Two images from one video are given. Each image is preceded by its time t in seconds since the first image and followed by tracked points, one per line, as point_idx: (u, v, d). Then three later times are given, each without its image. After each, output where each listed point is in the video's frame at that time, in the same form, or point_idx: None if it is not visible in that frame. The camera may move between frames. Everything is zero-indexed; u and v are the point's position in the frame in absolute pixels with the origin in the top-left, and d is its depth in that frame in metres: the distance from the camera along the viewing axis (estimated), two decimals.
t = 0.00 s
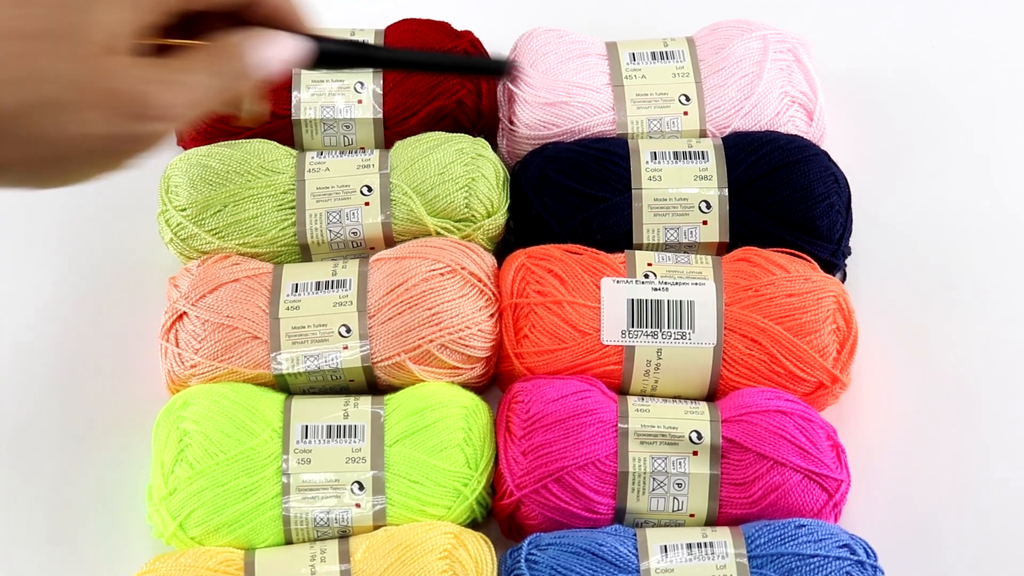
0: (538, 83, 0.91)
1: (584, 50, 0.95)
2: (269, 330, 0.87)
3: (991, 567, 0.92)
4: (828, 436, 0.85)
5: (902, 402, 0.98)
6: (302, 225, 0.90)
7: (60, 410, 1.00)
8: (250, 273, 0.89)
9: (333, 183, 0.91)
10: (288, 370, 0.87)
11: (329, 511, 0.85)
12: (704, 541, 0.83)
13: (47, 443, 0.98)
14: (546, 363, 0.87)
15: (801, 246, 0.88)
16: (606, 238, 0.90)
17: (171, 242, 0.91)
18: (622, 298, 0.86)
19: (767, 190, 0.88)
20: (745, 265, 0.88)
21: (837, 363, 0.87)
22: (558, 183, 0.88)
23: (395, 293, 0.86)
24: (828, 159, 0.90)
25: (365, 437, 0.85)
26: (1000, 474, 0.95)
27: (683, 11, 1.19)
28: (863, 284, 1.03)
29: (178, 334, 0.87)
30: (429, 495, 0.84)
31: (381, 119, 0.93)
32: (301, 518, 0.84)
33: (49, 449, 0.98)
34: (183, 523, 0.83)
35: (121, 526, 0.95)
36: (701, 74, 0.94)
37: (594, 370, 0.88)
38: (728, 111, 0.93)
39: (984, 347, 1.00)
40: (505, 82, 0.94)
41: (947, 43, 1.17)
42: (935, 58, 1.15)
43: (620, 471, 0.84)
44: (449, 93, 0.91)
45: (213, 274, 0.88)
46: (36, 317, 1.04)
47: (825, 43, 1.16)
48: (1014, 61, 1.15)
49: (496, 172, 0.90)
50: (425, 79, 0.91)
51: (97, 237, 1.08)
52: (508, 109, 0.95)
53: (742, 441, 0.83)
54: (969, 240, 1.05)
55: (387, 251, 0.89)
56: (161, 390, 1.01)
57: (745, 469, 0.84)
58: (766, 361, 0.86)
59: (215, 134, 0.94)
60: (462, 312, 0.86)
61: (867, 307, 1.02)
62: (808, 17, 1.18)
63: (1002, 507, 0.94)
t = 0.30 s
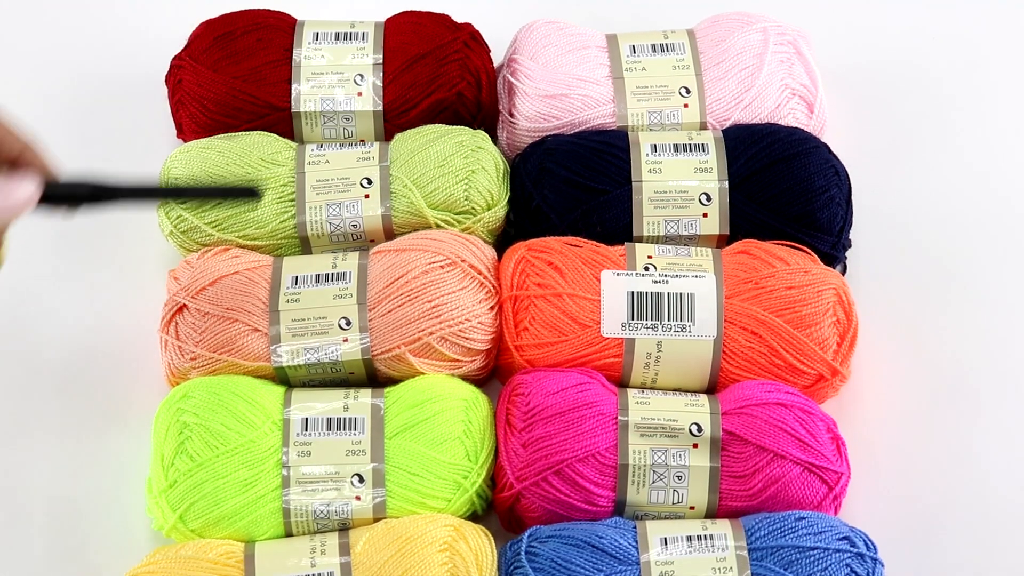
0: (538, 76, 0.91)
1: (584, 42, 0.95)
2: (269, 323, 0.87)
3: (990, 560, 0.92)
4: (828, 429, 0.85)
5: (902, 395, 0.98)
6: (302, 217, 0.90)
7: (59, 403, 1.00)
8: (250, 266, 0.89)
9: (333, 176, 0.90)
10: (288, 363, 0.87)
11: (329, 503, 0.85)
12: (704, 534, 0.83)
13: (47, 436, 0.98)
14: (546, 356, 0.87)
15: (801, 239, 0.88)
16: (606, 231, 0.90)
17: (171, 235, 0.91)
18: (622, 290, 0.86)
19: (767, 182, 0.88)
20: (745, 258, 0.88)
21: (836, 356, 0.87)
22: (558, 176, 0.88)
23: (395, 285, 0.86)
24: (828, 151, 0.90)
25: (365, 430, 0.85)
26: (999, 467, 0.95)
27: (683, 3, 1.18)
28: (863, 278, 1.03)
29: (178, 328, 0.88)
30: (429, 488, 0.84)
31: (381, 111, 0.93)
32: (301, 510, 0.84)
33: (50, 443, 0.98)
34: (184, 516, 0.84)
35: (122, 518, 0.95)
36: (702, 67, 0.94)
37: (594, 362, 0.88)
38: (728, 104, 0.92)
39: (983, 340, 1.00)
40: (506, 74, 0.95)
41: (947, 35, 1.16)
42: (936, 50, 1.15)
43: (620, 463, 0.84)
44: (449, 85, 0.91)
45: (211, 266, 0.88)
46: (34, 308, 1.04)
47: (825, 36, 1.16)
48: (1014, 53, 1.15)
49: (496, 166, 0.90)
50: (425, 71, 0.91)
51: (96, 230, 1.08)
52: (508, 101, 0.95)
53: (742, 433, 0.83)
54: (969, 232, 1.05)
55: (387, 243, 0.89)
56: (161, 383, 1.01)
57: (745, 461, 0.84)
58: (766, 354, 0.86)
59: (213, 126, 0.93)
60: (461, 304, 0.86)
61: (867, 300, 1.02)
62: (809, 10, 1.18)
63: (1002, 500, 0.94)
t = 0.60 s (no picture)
0: (538, 69, 0.91)
1: (584, 35, 0.95)
2: (269, 317, 0.87)
3: (991, 553, 0.92)
4: (828, 422, 0.85)
5: (902, 389, 0.98)
6: (302, 210, 0.90)
7: (59, 397, 1.00)
8: (250, 259, 0.89)
9: (333, 169, 0.90)
10: (288, 356, 0.87)
11: (329, 496, 0.85)
12: (704, 526, 0.83)
13: (47, 430, 0.98)
14: (546, 349, 0.87)
15: (801, 232, 0.88)
16: (606, 224, 0.90)
17: (171, 228, 0.91)
18: (622, 284, 0.86)
19: (767, 175, 0.88)
20: (745, 251, 0.87)
21: (836, 349, 0.87)
22: (558, 169, 0.88)
23: (395, 279, 0.86)
24: (828, 144, 0.90)
25: (365, 423, 0.86)
26: (999, 460, 0.95)
27: None
28: (864, 271, 1.03)
29: (179, 321, 0.89)
30: (429, 481, 0.84)
31: (381, 104, 0.93)
32: (301, 503, 0.85)
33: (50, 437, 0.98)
34: (184, 508, 0.84)
35: (123, 512, 0.95)
36: (702, 60, 0.94)
37: (594, 355, 0.88)
38: (728, 96, 0.92)
39: (983, 333, 1.00)
40: (506, 67, 0.95)
41: (948, 28, 1.16)
42: (936, 43, 1.15)
43: (620, 456, 0.84)
44: (449, 78, 0.90)
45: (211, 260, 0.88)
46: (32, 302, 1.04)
47: (825, 29, 1.16)
48: (1014, 46, 1.15)
49: (496, 159, 0.90)
50: (425, 64, 0.91)
51: (96, 223, 1.08)
52: (508, 94, 0.95)
53: (742, 426, 0.83)
54: (969, 226, 1.05)
55: (386, 236, 0.89)
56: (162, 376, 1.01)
57: (745, 454, 0.84)
58: (766, 347, 0.86)
59: (213, 119, 0.93)
60: (462, 297, 0.86)
61: (867, 294, 1.02)
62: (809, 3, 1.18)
63: (1001, 493, 0.94)
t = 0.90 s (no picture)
0: (537, 62, 0.91)
1: (584, 29, 0.95)
2: (269, 310, 0.87)
3: (991, 546, 0.92)
4: (828, 416, 0.85)
5: (902, 383, 0.97)
6: (302, 204, 0.90)
7: (59, 390, 1.00)
8: (250, 253, 0.89)
9: (333, 163, 0.90)
10: (288, 350, 0.87)
11: (329, 490, 0.85)
12: (704, 520, 0.83)
13: (47, 423, 0.98)
14: (546, 343, 0.87)
15: (801, 225, 0.88)
16: (606, 217, 0.90)
17: (171, 222, 0.91)
18: (622, 277, 0.86)
19: (767, 169, 0.88)
20: (745, 244, 0.87)
21: (837, 343, 0.87)
22: (559, 162, 0.88)
23: (395, 272, 0.86)
24: (829, 138, 0.90)
25: (365, 416, 0.86)
26: (999, 454, 0.95)
27: None
28: (864, 265, 1.03)
29: (179, 316, 0.89)
30: (429, 474, 0.84)
31: (381, 98, 0.93)
32: (301, 497, 0.85)
33: (50, 429, 0.98)
34: (184, 502, 0.84)
35: (123, 505, 0.95)
36: (702, 53, 0.94)
37: (594, 349, 0.88)
38: (729, 90, 0.92)
39: (983, 327, 1.00)
40: (506, 61, 0.95)
41: (949, 22, 1.16)
42: (937, 37, 1.15)
43: (620, 450, 0.84)
44: (449, 72, 0.90)
45: (211, 254, 0.88)
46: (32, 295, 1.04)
47: (826, 23, 1.15)
48: (1015, 39, 1.15)
49: (496, 152, 0.90)
50: (425, 57, 0.91)
51: (95, 217, 1.08)
52: (508, 88, 0.95)
53: (742, 420, 0.83)
54: (970, 220, 1.05)
55: (386, 230, 0.89)
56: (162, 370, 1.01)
57: (745, 448, 0.84)
58: (766, 341, 0.86)
59: (213, 113, 0.93)
60: (461, 291, 0.86)
61: (867, 288, 1.02)
62: None
63: (1001, 486, 0.94)
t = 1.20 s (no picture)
0: (537, 55, 0.91)
1: (584, 22, 0.94)
2: (269, 304, 0.87)
3: (990, 540, 0.92)
4: (828, 409, 0.85)
5: (902, 377, 0.97)
6: (302, 197, 0.89)
7: (59, 384, 1.00)
8: (250, 247, 0.89)
9: (333, 156, 0.90)
10: (288, 343, 0.87)
11: (329, 483, 0.85)
12: (704, 513, 0.83)
13: (47, 417, 0.98)
14: (546, 337, 0.87)
15: (802, 219, 0.88)
16: (606, 211, 0.90)
17: (171, 215, 0.91)
18: (622, 271, 0.86)
19: (767, 163, 0.88)
20: (745, 238, 0.87)
21: (837, 336, 0.87)
22: (559, 156, 0.88)
23: (395, 266, 0.86)
24: (829, 131, 0.90)
25: (365, 409, 0.86)
26: (998, 448, 0.95)
27: None
28: (864, 259, 1.03)
29: (179, 310, 0.88)
30: (429, 468, 0.84)
31: (381, 91, 0.93)
32: (301, 490, 0.85)
33: (50, 422, 0.98)
34: (184, 495, 0.84)
35: (122, 498, 0.95)
36: (702, 47, 0.94)
37: (594, 343, 0.88)
38: (729, 83, 0.92)
39: (984, 322, 1.00)
40: (506, 54, 0.95)
41: (950, 16, 1.16)
42: (938, 31, 1.15)
43: (620, 443, 0.84)
44: (449, 65, 0.90)
45: (211, 248, 0.88)
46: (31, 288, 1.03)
47: (827, 16, 1.15)
48: (1016, 33, 1.15)
49: (496, 146, 0.90)
50: (425, 51, 0.91)
51: (95, 211, 1.08)
52: (508, 81, 0.95)
53: (742, 413, 0.83)
54: (970, 214, 1.05)
55: (386, 224, 0.89)
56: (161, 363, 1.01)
57: (745, 441, 0.84)
58: (766, 335, 0.86)
59: (213, 106, 0.93)
60: (461, 285, 0.86)
61: (867, 282, 1.02)
62: None
63: (1001, 481, 0.94)
